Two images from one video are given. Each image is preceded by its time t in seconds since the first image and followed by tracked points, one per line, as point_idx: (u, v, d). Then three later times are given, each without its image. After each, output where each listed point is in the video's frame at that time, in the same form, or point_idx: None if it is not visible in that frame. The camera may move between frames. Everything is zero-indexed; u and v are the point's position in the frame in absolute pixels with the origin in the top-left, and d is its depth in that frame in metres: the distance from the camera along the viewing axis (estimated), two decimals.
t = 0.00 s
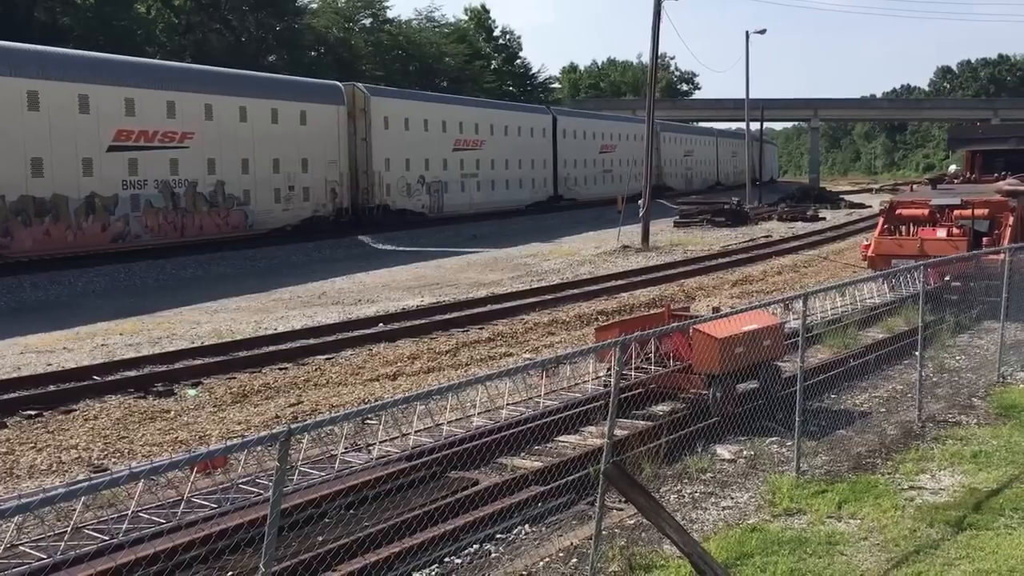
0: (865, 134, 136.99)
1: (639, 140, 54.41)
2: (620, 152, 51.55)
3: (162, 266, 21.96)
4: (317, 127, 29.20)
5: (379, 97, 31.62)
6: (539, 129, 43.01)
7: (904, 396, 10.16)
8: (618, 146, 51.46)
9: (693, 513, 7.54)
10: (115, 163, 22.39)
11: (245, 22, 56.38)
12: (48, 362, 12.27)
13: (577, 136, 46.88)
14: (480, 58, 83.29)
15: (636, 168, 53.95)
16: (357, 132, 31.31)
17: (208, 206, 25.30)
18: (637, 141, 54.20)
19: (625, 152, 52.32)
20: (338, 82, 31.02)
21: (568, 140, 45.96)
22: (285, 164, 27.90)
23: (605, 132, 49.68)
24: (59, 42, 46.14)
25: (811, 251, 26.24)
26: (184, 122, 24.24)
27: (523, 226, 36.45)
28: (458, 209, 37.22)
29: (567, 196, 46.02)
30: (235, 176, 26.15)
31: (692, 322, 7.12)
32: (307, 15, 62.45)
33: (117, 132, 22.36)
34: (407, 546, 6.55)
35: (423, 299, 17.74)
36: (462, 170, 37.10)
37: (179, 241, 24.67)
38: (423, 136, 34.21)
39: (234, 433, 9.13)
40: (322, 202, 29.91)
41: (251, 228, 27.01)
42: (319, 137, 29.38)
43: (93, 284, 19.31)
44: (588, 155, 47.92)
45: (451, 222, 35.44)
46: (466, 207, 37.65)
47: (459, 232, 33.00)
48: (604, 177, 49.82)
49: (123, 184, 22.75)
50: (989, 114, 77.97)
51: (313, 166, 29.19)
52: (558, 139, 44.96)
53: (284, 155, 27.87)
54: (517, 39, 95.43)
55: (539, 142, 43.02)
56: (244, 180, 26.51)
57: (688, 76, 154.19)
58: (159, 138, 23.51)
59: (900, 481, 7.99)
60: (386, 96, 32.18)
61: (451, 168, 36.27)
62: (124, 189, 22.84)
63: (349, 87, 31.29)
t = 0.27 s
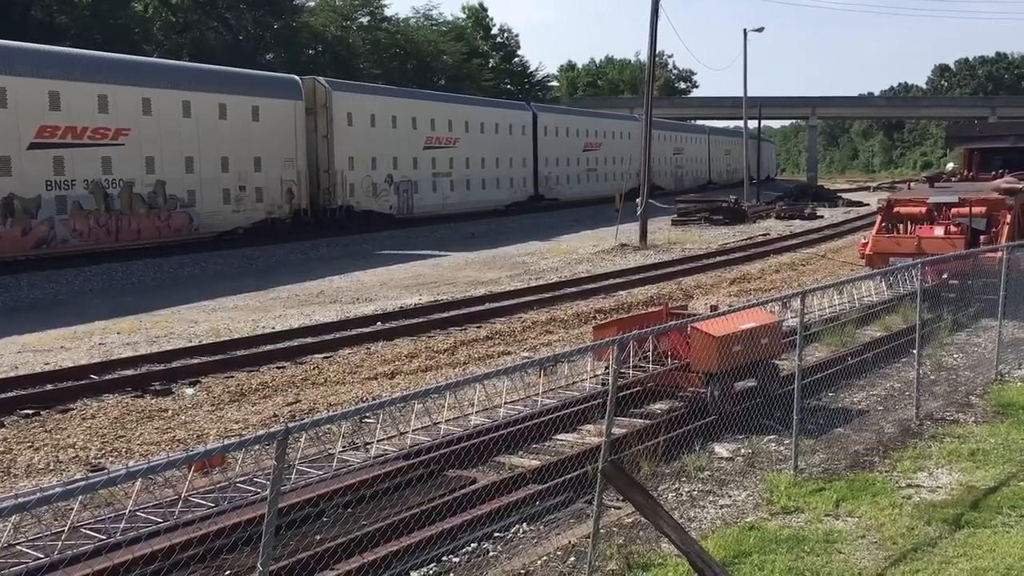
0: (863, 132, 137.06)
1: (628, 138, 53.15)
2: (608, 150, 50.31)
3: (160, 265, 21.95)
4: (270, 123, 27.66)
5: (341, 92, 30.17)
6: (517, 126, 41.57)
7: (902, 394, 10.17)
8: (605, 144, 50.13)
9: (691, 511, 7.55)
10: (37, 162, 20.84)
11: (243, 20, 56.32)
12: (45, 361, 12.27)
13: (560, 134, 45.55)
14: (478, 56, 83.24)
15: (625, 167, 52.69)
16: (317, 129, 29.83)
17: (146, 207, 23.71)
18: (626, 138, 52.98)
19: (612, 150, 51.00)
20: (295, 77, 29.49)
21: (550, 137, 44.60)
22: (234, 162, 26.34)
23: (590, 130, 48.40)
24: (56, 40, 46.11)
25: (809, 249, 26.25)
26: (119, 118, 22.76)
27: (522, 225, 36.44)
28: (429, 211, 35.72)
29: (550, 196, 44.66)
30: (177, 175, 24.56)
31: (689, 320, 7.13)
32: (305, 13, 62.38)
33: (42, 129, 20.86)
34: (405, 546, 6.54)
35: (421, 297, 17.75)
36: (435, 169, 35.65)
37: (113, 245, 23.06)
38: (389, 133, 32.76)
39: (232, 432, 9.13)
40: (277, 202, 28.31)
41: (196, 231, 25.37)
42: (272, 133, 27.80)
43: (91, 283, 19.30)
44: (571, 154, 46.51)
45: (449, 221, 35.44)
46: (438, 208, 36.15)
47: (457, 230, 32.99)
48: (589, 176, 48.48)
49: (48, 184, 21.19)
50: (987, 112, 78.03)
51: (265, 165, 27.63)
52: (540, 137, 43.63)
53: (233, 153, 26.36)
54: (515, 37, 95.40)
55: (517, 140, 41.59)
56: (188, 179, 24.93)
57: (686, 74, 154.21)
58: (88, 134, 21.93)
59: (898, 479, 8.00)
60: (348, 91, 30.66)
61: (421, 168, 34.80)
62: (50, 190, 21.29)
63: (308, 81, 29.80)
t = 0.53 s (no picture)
0: (862, 131, 137.14)
1: (617, 136, 51.54)
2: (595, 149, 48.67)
3: (158, 264, 21.93)
4: (219, 120, 25.85)
5: (300, 87, 28.32)
6: (496, 125, 39.77)
7: (900, 393, 10.16)
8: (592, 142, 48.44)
9: (689, 510, 7.55)
10: None
11: (241, 19, 56.22)
12: (43, 360, 12.25)
13: (545, 132, 43.88)
14: (476, 55, 83.20)
15: (614, 166, 51.03)
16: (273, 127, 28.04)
17: (76, 209, 21.91)
18: (616, 137, 51.38)
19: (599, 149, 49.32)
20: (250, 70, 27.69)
21: (533, 136, 42.83)
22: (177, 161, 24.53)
23: (576, 129, 46.72)
24: (54, 39, 46.05)
25: (808, 248, 26.26)
26: (43, 113, 20.88)
27: (520, 224, 36.43)
28: (399, 213, 33.82)
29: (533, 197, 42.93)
30: (112, 175, 22.73)
31: (687, 320, 7.12)
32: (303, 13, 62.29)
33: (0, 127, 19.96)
34: (403, 545, 6.54)
35: (419, 297, 17.75)
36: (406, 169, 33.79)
37: (37, 251, 21.31)
38: (355, 131, 30.91)
39: (230, 431, 9.13)
40: (225, 204, 26.46)
41: (134, 236, 23.56)
42: (221, 131, 25.97)
43: (89, 282, 19.28)
44: (555, 153, 44.76)
45: (448, 220, 35.43)
46: (409, 210, 34.24)
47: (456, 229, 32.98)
48: (573, 176, 46.78)
49: None
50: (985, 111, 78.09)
51: (212, 165, 25.78)
52: (523, 136, 41.92)
53: (176, 152, 24.52)
54: (514, 36, 95.37)
55: (496, 138, 39.80)
56: (124, 180, 23.10)
57: (685, 73, 154.18)
58: (8, 131, 20.10)
59: (896, 478, 8.00)
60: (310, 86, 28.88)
61: (390, 167, 32.93)
62: None
63: (265, 76, 28.01)
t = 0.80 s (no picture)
0: (861, 130, 137.22)
1: (603, 135, 50.09)
2: (578, 149, 47.22)
3: (157, 264, 21.93)
4: (164, 117, 24.13)
5: (252, 82, 26.73)
6: (470, 123, 38.19)
7: (899, 393, 10.16)
8: (576, 141, 46.99)
9: (688, 510, 7.56)
10: None
11: (240, 18, 56.15)
12: (42, 360, 12.25)
13: (525, 131, 42.45)
14: (476, 55, 83.21)
15: (599, 166, 49.56)
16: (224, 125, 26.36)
17: None
18: (603, 136, 49.94)
19: (583, 148, 47.84)
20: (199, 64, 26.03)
21: (512, 134, 41.32)
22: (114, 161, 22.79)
23: (558, 128, 45.24)
24: (52, 38, 46.02)
25: (807, 247, 26.27)
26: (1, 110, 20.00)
27: (520, 224, 36.44)
28: (365, 215, 32.15)
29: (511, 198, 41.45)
30: (37, 175, 20.97)
31: (687, 320, 7.10)
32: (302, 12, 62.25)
33: None
34: (402, 545, 6.53)
35: (418, 296, 17.76)
36: (372, 169, 32.24)
37: None
38: (317, 130, 29.34)
39: (230, 430, 9.13)
40: (169, 207, 24.68)
41: (62, 241, 21.82)
42: (165, 129, 24.23)
43: (88, 282, 19.27)
44: (536, 152, 43.28)
45: (447, 220, 35.42)
46: (376, 212, 32.68)
47: (455, 229, 32.96)
48: (555, 177, 45.28)
49: None
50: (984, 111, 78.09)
51: (156, 165, 24.09)
52: (501, 135, 40.44)
53: (113, 151, 22.78)
54: (513, 36, 95.34)
55: (471, 138, 38.26)
56: (51, 181, 21.29)
57: (684, 73, 154.23)
58: None
59: (895, 478, 8.00)
60: (265, 80, 27.28)
61: (355, 167, 31.36)
62: None
63: (215, 69, 26.41)
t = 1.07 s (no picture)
0: (860, 130, 137.29)
1: (589, 134, 48.51)
2: (563, 148, 45.61)
3: (156, 263, 21.92)
4: (99, 113, 22.49)
5: (199, 75, 24.97)
6: (445, 121, 36.48)
7: (899, 393, 10.15)
8: (560, 140, 45.39)
9: (687, 509, 7.56)
10: None
11: (240, 18, 56.18)
12: (42, 359, 12.25)
13: (506, 130, 40.84)
14: (476, 55, 83.25)
15: (585, 166, 48.01)
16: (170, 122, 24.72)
17: None
18: (589, 135, 48.38)
19: (568, 147, 46.23)
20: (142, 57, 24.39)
21: (491, 133, 39.75)
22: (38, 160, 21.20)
23: (542, 127, 43.66)
24: (52, 38, 46.05)
25: (807, 247, 26.27)
26: None
27: (519, 223, 36.43)
28: (329, 218, 30.39)
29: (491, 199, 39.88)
30: None
31: (686, 320, 7.10)
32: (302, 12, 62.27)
33: None
34: (401, 544, 6.54)
35: (418, 296, 17.77)
36: (337, 169, 30.53)
37: None
38: (274, 127, 27.62)
39: (229, 430, 9.13)
40: (105, 209, 22.95)
41: None
42: (100, 125, 22.58)
43: (88, 281, 19.27)
44: (518, 152, 41.68)
45: (445, 219, 35.37)
46: (341, 215, 30.95)
47: (455, 228, 32.95)
48: (538, 177, 43.66)
49: None
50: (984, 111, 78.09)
51: (89, 165, 22.39)
52: (479, 133, 38.89)
53: (39, 150, 21.23)
54: (513, 35, 95.38)
55: (447, 137, 36.59)
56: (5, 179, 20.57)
57: (684, 73, 154.26)
58: None
59: (894, 477, 8.01)
60: (215, 74, 25.64)
61: (317, 167, 29.62)
62: None
63: (160, 62, 24.76)
